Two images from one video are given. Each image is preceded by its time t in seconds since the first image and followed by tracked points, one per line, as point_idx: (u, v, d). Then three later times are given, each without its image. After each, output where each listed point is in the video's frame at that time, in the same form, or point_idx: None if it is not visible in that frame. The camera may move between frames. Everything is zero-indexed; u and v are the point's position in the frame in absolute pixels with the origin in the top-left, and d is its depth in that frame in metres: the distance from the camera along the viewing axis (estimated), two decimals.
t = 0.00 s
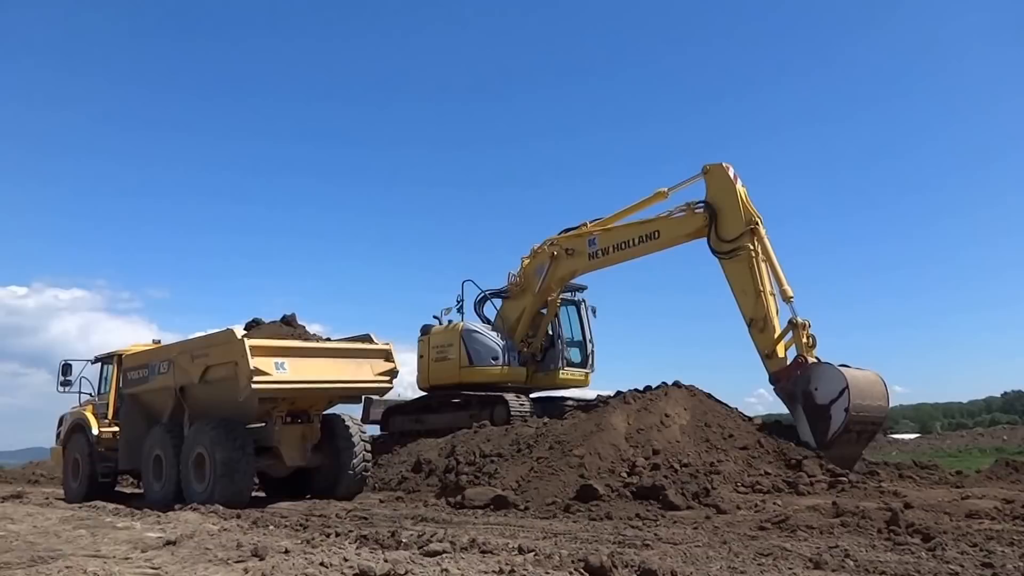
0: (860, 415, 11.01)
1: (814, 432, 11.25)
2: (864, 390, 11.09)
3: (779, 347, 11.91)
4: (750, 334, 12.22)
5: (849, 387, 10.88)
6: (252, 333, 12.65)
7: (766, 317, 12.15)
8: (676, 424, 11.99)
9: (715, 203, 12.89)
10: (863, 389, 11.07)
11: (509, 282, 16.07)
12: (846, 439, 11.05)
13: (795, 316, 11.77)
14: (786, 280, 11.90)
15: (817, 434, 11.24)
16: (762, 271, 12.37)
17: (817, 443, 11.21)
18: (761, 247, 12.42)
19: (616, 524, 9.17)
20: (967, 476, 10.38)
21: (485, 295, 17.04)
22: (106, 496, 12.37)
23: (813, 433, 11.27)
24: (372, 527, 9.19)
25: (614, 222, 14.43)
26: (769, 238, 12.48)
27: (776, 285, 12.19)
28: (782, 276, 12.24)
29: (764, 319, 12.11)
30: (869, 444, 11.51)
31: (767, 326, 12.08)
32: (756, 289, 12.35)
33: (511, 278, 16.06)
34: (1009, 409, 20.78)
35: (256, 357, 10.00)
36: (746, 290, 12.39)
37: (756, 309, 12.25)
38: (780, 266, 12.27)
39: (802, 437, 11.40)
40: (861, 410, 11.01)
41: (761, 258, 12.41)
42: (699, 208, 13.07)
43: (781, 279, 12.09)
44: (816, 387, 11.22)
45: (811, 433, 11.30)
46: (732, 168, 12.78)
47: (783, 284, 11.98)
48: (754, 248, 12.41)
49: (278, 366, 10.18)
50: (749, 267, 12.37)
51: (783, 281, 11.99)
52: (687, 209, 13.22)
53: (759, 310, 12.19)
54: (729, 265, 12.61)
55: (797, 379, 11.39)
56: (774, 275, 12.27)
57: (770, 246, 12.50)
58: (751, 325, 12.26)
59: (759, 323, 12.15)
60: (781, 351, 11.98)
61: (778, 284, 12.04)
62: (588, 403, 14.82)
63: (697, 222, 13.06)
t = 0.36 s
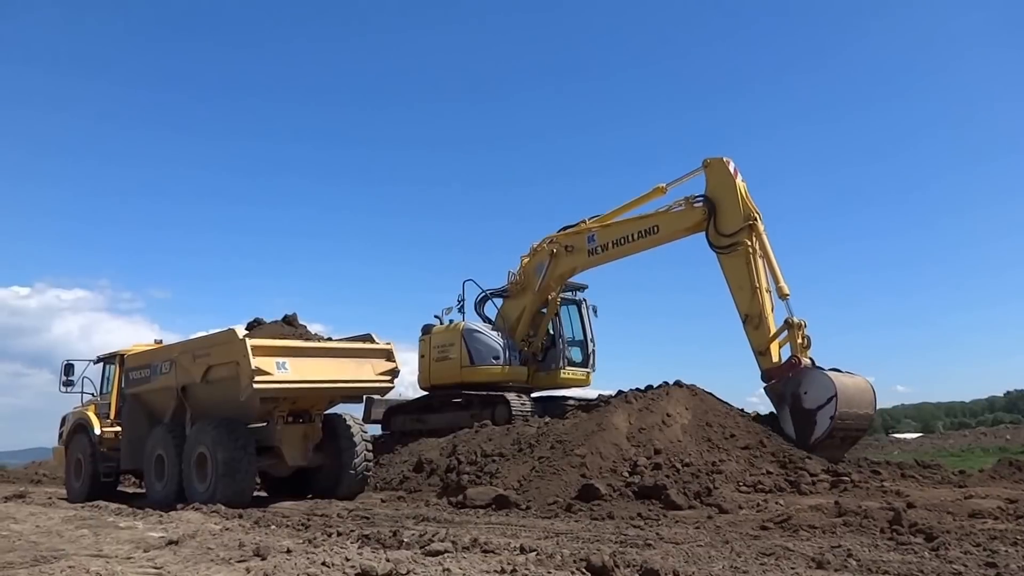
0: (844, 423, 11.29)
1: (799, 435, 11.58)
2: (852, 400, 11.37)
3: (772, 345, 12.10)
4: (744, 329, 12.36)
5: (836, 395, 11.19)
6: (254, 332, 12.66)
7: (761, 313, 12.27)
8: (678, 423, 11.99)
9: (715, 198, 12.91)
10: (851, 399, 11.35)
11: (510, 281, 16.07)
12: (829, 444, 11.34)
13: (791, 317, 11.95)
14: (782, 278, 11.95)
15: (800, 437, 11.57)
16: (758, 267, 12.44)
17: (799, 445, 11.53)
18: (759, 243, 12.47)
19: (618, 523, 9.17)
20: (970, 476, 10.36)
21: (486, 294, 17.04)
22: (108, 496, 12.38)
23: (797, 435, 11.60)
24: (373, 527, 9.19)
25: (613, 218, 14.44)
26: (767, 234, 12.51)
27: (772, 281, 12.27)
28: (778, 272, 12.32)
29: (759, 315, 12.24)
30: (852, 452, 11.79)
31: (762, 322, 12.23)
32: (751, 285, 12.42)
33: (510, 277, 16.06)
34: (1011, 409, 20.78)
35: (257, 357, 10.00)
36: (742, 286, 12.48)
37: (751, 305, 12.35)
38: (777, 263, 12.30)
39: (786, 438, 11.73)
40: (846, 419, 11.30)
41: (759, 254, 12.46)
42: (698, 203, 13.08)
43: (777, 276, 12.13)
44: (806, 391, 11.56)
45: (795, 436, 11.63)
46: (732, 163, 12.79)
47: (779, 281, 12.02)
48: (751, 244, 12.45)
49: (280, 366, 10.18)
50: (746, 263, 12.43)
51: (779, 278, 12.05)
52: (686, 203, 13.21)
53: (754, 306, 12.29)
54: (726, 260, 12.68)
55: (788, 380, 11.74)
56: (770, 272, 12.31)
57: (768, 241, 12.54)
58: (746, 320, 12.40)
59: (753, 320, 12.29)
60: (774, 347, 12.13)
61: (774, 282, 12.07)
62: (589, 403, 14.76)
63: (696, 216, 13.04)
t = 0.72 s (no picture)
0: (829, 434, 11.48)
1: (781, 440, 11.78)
2: (837, 412, 11.53)
3: (766, 346, 12.19)
4: (740, 329, 12.43)
5: (822, 411, 11.31)
6: (255, 332, 12.68)
7: (757, 314, 12.32)
8: (680, 422, 11.99)
9: (717, 196, 12.92)
10: (836, 412, 11.50)
11: (511, 281, 16.07)
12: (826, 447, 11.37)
13: (788, 322, 12.01)
14: (780, 280, 11.95)
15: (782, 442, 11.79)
16: (757, 267, 12.46)
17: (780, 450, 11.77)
18: (759, 244, 12.47)
19: (619, 523, 9.16)
20: (973, 476, 10.34)
21: (488, 294, 17.04)
22: (110, 496, 12.39)
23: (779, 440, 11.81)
24: (375, 527, 9.19)
25: (614, 216, 14.46)
26: (767, 234, 12.51)
27: (769, 282, 12.29)
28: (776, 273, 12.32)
29: (755, 316, 12.29)
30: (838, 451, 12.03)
31: (757, 323, 12.29)
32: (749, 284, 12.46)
33: (511, 276, 16.06)
34: (1014, 408, 20.75)
35: (259, 357, 10.00)
36: (739, 285, 12.52)
37: (747, 305, 12.41)
38: (775, 263, 12.30)
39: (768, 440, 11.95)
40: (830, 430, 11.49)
41: (758, 254, 12.47)
42: (700, 200, 13.09)
43: (776, 277, 12.13)
44: (792, 401, 11.68)
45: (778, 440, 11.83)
46: (736, 161, 12.78)
47: (777, 282, 12.01)
48: (751, 244, 12.46)
49: (281, 366, 10.18)
50: (745, 263, 12.45)
51: (777, 281, 12.04)
52: (688, 200, 13.22)
53: (751, 306, 12.33)
54: (725, 259, 12.71)
55: (776, 387, 11.88)
56: (768, 272, 12.33)
57: (768, 242, 12.54)
58: (741, 320, 12.46)
59: (749, 320, 12.34)
60: (768, 348, 12.21)
61: (772, 283, 12.07)
62: (590, 402, 14.73)
63: (698, 213, 13.05)
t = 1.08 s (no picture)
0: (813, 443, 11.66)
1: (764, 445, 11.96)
2: (823, 424, 11.69)
3: (761, 348, 12.28)
4: (735, 329, 12.50)
5: (808, 422, 11.48)
6: (256, 332, 12.68)
7: (753, 315, 12.38)
8: (681, 422, 11.98)
9: (719, 194, 12.92)
10: (822, 423, 11.66)
11: (511, 280, 16.08)
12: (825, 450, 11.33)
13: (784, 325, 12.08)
14: (778, 282, 11.96)
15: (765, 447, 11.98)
16: (756, 268, 12.49)
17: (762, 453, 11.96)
18: (759, 244, 12.47)
19: (621, 522, 9.16)
20: (975, 475, 10.32)
21: (488, 294, 17.04)
22: (111, 495, 12.40)
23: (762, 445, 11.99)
24: (376, 527, 9.19)
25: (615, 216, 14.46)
26: (767, 235, 12.51)
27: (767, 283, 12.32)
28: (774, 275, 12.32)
29: (751, 317, 12.35)
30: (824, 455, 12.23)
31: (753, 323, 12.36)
32: (746, 285, 12.50)
33: (512, 276, 16.07)
34: (1017, 408, 20.72)
35: (260, 357, 10.00)
36: (736, 285, 12.57)
37: (744, 305, 12.46)
38: (773, 265, 12.31)
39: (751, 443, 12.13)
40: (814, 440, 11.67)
41: (757, 255, 12.49)
42: (702, 198, 13.08)
43: (773, 278, 12.14)
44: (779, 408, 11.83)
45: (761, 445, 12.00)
46: (740, 160, 12.78)
47: (775, 284, 12.01)
48: (751, 245, 12.47)
49: (282, 366, 10.18)
50: (744, 264, 12.47)
51: (775, 282, 12.04)
52: (690, 198, 13.21)
53: (747, 307, 12.39)
54: (724, 259, 12.73)
55: (767, 393, 12.02)
56: (767, 273, 12.34)
57: (768, 243, 12.54)
58: (738, 320, 12.52)
59: (745, 320, 12.41)
60: (762, 350, 12.31)
61: (769, 285, 12.07)
62: (592, 402, 14.69)
63: (700, 211, 13.05)
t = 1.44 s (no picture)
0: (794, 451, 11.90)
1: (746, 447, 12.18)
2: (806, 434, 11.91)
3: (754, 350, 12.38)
4: (730, 329, 12.57)
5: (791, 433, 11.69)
6: (258, 332, 12.69)
7: (749, 316, 12.43)
8: (683, 422, 11.98)
9: (721, 194, 12.92)
10: (804, 435, 11.87)
11: (512, 279, 16.08)
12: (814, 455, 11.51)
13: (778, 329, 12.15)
14: (775, 285, 11.97)
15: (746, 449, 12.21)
16: (754, 270, 12.51)
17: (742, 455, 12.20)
18: (758, 246, 12.48)
19: (622, 523, 9.15)
20: (977, 475, 10.31)
21: (490, 294, 17.03)
22: (113, 495, 12.41)
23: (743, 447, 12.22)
24: (378, 527, 9.19)
25: (616, 215, 14.47)
26: (768, 238, 12.50)
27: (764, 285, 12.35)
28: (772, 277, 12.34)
29: (746, 318, 12.40)
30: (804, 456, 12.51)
31: (748, 325, 12.43)
32: (743, 286, 12.53)
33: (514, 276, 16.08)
34: (1019, 408, 20.72)
35: (261, 357, 10.01)
36: (733, 286, 12.60)
37: (740, 306, 12.51)
38: (771, 267, 12.33)
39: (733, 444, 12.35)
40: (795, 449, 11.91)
41: (756, 257, 12.50)
42: (704, 196, 13.09)
43: (771, 281, 12.16)
44: (764, 416, 12.02)
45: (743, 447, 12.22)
46: (744, 160, 12.77)
47: (772, 287, 12.01)
48: (751, 247, 12.47)
49: (283, 366, 10.18)
50: (743, 265, 12.49)
51: (772, 285, 12.05)
52: (692, 197, 13.21)
53: (743, 308, 12.44)
54: (723, 260, 12.74)
55: (754, 398, 12.15)
56: (764, 275, 12.36)
57: (767, 245, 12.54)
58: (733, 320, 12.58)
59: (740, 321, 12.47)
60: (755, 353, 12.38)
61: (767, 287, 12.09)
62: (593, 402, 14.69)
63: (702, 210, 13.05)
